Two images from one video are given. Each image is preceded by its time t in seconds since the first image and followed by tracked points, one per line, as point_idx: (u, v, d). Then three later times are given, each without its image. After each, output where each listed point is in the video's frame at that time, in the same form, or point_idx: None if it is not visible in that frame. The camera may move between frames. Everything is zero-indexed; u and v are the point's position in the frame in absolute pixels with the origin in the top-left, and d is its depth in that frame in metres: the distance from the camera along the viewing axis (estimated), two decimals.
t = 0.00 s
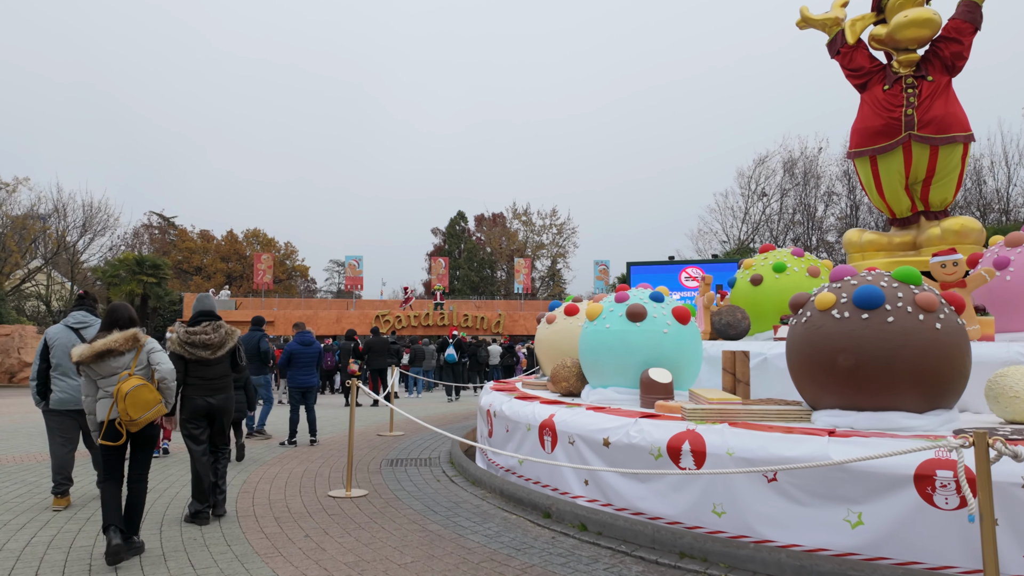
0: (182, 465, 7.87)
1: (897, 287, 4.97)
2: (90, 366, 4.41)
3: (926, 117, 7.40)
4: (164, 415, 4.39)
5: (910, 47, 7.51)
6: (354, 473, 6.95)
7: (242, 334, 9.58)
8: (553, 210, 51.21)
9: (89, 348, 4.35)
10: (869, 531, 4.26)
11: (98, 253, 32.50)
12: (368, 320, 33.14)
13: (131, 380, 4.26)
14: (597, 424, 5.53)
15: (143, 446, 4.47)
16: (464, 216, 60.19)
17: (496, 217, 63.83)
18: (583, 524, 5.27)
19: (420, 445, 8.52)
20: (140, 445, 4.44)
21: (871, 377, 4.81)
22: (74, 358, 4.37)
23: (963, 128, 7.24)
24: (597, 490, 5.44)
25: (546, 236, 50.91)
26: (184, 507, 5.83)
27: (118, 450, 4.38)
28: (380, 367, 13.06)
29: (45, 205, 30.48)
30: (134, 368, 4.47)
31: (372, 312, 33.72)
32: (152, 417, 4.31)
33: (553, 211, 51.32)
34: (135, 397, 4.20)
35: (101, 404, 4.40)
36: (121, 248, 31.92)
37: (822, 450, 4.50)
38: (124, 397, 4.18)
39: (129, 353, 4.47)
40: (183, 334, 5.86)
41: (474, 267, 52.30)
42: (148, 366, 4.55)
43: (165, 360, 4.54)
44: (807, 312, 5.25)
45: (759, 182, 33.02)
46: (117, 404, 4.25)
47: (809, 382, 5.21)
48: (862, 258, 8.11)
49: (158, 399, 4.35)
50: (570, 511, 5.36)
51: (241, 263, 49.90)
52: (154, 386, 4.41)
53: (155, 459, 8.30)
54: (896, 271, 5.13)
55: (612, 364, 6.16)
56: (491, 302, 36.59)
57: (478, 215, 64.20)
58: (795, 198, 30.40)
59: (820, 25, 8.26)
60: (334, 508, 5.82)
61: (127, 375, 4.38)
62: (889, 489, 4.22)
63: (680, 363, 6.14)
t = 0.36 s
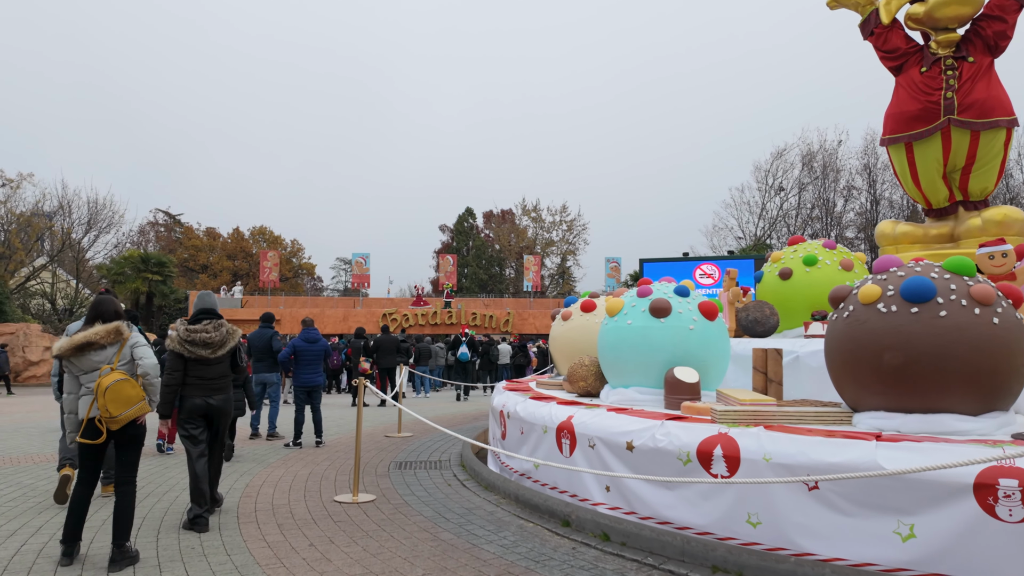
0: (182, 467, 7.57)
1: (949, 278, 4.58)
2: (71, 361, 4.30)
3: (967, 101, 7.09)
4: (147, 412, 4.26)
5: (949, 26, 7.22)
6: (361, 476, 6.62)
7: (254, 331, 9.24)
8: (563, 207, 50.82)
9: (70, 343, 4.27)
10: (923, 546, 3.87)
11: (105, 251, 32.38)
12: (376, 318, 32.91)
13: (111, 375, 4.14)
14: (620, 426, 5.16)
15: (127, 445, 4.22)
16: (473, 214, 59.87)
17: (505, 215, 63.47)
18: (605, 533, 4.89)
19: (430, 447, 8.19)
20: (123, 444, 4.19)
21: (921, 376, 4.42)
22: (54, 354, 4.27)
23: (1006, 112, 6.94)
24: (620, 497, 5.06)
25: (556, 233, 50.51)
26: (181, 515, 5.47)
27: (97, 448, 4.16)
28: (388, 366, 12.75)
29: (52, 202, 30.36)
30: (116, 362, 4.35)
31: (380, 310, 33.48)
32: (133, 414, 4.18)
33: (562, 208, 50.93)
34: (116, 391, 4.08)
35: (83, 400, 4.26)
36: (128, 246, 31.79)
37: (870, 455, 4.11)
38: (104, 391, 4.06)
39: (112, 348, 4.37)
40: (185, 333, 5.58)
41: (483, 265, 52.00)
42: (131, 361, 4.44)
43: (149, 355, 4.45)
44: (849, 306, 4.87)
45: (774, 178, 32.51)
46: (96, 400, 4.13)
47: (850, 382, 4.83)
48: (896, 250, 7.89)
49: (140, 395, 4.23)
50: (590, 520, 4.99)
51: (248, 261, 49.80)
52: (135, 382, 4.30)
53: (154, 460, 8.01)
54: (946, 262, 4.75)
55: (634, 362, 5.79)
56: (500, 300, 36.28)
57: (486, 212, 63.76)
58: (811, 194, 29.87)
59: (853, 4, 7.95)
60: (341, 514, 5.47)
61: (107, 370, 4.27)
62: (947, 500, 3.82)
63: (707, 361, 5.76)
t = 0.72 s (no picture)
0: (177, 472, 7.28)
1: (999, 273, 4.23)
2: (31, 360, 4.22)
3: (1001, 89, 6.72)
4: (101, 419, 4.18)
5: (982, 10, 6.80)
6: (364, 482, 6.31)
7: (254, 331, 8.99)
8: (570, 203, 50.43)
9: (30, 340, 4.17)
10: (979, 565, 3.53)
11: (106, 248, 32.15)
12: (380, 316, 32.64)
13: (66, 378, 4.09)
14: (641, 431, 4.83)
15: (85, 457, 4.20)
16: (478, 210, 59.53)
17: (510, 212, 63.10)
18: (626, 547, 4.56)
19: (436, 450, 7.89)
20: (84, 459, 4.17)
21: (970, 379, 4.07)
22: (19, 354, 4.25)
23: None
24: (641, 507, 4.73)
25: (562, 230, 50.14)
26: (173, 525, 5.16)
27: (55, 455, 4.11)
28: (393, 365, 12.47)
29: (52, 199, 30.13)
30: (76, 364, 4.28)
31: (384, 308, 33.21)
32: (85, 421, 4.10)
33: (569, 204, 50.55)
34: (67, 395, 4.02)
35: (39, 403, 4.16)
36: (129, 242, 31.56)
37: (918, 465, 3.77)
38: (54, 395, 3.99)
39: (73, 349, 4.29)
40: (186, 334, 5.41)
41: (488, 262, 51.70)
42: (93, 365, 4.35)
43: (112, 359, 4.35)
44: (888, 303, 4.53)
45: (784, 173, 32.06)
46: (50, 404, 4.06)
47: (890, 384, 4.49)
48: (925, 245, 7.61)
49: (96, 402, 4.12)
50: (610, 532, 4.65)
51: (251, 258, 49.61)
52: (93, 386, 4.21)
53: (150, 464, 7.73)
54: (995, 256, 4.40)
55: (654, 363, 5.46)
56: (506, 298, 35.98)
57: (491, 208, 63.38)
58: (824, 189, 29.43)
59: None
60: (343, 524, 5.15)
61: (64, 372, 4.19)
62: (1006, 514, 3.48)
63: (731, 362, 5.43)
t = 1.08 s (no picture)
0: (172, 476, 6.97)
1: None
2: None
3: None
4: (63, 420, 4.17)
5: None
6: (365, 489, 5.98)
7: (253, 330, 8.69)
8: (578, 201, 50.02)
9: None
10: None
11: (108, 247, 31.96)
12: (385, 315, 32.30)
13: (26, 377, 4.14)
14: (661, 435, 4.48)
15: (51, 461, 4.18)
16: (485, 208, 59.17)
17: (517, 211, 62.74)
18: (647, 563, 4.19)
19: (441, 455, 7.56)
20: (52, 463, 4.17)
21: None
22: None
23: None
24: (663, 519, 4.37)
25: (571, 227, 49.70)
26: (160, 537, 4.82)
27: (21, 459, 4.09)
28: (398, 365, 12.14)
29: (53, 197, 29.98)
30: (41, 361, 4.33)
31: (389, 307, 32.89)
32: (45, 420, 4.09)
33: (577, 201, 50.14)
34: (26, 394, 4.05)
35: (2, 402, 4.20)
36: (131, 241, 31.40)
37: (973, 474, 3.40)
38: (13, 394, 4.04)
39: (38, 346, 4.34)
40: (178, 329, 5.22)
41: (495, 260, 51.32)
42: (57, 363, 4.37)
43: (77, 356, 4.36)
44: (933, 297, 4.15)
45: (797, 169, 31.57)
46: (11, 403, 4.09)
47: (935, 385, 4.11)
48: (957, 237, 7.37)
49: (57, 401, 4.14)
50: (630, 546, 4.29)
51: (255, 257, 49.44)
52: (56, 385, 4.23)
53: (142, 468, 7.45)
54: None
55: (674, 363, 5.10)
56: (513, 297, 35.61)
57: (500, 204, 62.94)
58: (841, 184, 28.92)
59: None
60: (342, 536, 4.82)
61: (26, 369, 4.23)
62: None
63: (758, 361, 5.06)
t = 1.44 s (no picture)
0: (170, 482, 6.64)
1: None
2: None
3: None
4: (64, 425, 4.05)
5: None
6: (370, 498, 5.68)
7: (256, 329, 8.42)
8: (588, 198, 49.66)
9: None
10: None
11: (115, 246, 31.95)
12: (392, 315, 32.01)
13: (22, 383, 4.03)
14: (689, 445, 4.14)
15: (54, 467, 4.05)
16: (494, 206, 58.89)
17: (526, 210, 62.42)
18: None
19: (449, 461, 7.25)
20: (55, 469, 4.05)
21: None
22: None
23: None
24: (692, 536, 4.03)
25: (581, 225, 49.34)
26: (151, 550, 4.51)
27: (23, 466, 3.99)
28: (405, 366, 11.86)
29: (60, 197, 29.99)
30: (37, 366, 4.18)
31: (397, 306, 32.65)
32: (46, 425, 3.98)
33: (587, 199, 49.77)
34: (23, 400, 3.93)
35: None
36: (137, 240, 31.36)
37: None
38: (10, 400, 3.92)
39: (32, 350, 4.18)
40: (188, 337, 4.90)
41: (504, 259, 51.02)
42: (53, 366, 4.21)
43: (72, 359, 4.19)
44: (989, 296, 3.79)
45: (811, 165, 31.08)
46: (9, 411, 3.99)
47: (992, 392, 3.76)
48: (997, 232, 7.00)
49: (56, 405, 4.02)
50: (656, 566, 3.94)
51: (262, 256, 49.42)
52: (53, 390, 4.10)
53: (140, 472, 7.20)
54: None
55: (699, 365, 4.75)
56: (522, 296, 35.34)
57: (508, 202, 62.63)
58: (859, 180, 28.43)
59: None
60: (345, 550, 4.51)
61: (22, 375, 4.09)
62: None
63: (790, 363, 4.71)
